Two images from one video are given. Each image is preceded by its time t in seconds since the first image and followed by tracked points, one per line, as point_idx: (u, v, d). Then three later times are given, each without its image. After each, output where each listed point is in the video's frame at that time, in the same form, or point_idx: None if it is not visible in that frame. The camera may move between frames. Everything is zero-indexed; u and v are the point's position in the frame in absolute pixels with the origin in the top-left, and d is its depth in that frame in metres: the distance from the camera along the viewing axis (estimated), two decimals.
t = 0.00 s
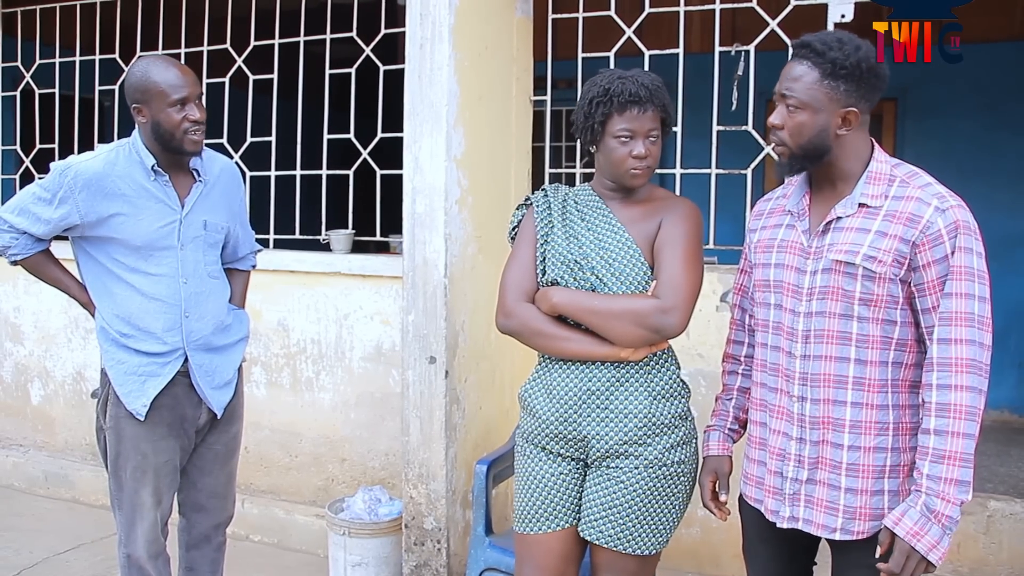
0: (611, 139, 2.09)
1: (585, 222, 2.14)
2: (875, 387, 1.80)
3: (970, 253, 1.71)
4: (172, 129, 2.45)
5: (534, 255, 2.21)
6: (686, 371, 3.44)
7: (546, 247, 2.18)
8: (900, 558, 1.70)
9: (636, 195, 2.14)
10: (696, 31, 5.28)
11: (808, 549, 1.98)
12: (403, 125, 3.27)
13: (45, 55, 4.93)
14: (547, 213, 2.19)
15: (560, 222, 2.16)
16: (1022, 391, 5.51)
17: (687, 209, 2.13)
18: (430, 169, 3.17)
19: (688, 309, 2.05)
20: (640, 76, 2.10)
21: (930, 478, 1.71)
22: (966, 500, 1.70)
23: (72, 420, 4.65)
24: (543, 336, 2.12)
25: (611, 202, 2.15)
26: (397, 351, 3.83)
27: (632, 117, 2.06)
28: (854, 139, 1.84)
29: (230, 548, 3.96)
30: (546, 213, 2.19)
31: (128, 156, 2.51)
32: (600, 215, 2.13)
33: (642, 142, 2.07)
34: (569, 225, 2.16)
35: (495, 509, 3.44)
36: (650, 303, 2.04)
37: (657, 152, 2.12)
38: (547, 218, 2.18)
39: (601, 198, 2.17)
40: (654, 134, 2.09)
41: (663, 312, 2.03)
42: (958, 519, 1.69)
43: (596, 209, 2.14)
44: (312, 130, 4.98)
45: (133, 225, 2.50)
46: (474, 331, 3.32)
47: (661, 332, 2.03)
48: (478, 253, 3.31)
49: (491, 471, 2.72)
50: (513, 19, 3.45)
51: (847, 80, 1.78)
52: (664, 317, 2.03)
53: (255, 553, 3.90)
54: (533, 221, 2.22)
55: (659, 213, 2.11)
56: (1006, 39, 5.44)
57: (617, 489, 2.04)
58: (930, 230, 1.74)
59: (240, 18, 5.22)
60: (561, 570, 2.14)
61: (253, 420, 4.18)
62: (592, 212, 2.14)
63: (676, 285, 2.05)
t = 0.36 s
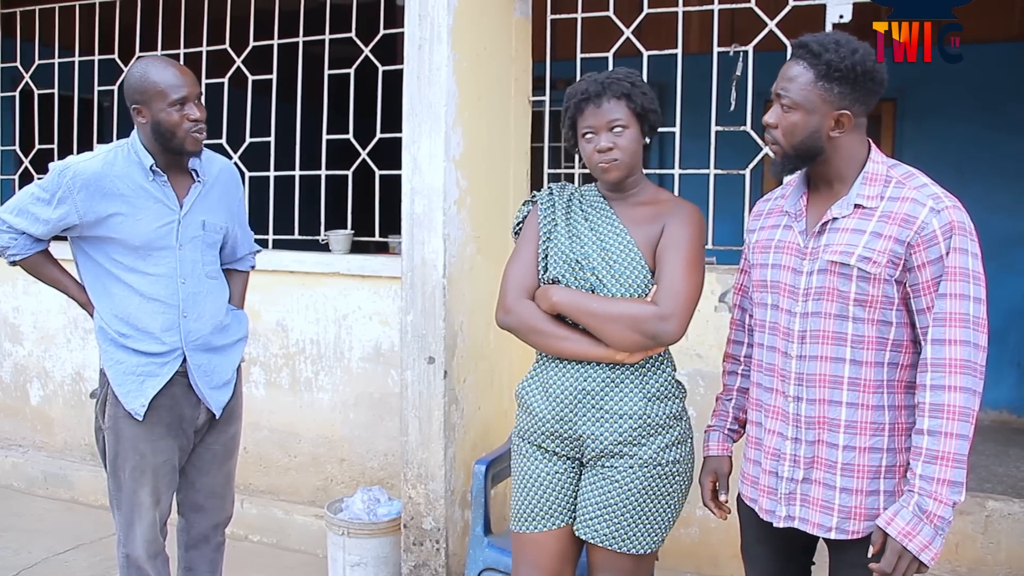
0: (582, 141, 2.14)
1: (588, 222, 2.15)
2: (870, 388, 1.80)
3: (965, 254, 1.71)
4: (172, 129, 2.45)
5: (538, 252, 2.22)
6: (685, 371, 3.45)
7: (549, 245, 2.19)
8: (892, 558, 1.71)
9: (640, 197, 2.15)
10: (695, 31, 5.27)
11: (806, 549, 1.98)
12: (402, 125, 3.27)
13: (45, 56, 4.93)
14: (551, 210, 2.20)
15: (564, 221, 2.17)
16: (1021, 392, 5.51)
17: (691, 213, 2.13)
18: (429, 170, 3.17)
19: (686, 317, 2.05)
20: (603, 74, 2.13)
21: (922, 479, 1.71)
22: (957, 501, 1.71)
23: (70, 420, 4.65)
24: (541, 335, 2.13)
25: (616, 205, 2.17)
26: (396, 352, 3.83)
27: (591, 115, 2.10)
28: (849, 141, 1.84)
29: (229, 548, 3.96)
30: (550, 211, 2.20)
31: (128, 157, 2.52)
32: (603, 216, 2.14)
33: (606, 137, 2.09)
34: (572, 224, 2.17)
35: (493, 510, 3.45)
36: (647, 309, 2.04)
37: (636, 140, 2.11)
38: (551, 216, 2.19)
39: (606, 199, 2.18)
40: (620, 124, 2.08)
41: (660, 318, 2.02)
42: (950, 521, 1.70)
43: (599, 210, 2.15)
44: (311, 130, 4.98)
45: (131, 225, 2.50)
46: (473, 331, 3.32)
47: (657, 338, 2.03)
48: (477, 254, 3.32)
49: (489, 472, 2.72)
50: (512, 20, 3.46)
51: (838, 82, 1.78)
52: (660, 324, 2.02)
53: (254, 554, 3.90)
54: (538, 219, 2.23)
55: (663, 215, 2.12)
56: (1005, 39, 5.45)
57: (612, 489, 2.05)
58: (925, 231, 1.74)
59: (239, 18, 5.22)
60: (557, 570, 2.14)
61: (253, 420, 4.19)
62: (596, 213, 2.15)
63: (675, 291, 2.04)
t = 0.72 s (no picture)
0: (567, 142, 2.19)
1: (590, 222, 2.15)
2: (868, 388, 1.80)
3: (962, 254, 1.71)
4: (172, 129, 2.45)
5: (540, 250, 2.23)
6: (683, 372, 3.45)
7: (550, 243, 2.20)
8: (890, 558, 1.71)
9: (641, 198, 2.15)
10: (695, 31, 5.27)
11: (805, 548, 1.98)
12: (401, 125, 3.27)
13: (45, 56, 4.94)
14: (554, 209, 2.21)
15: (566, 220, 2.18)
16: (1020, 391, 5.51)
17: (690, 215, 2.11)
18: (428, 170, 3.18)
19: (680, 324, 2.04)
20: (578, 79, 2.15)
21: (920, 479, 1.72)
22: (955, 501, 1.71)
23: (70, 421, 4.65)
24: (538, 332, 2.14)
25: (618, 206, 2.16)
26: (395, 352, 3.83)
27: (565, 121, 2.13)
28: (846, 141, 1.85)
29: (228, 548, 3.96)
30: (554, 209, 2.21)
31: (127, 158, 2.52)
32: (604, 216, 2.14)
33: (572, 143, 2.12)
34: (574, 223, 2.17)
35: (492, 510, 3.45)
36: (641, 313, 2.03)
37: (606, 142, 2.09)
38: (554, 213, 2.20)
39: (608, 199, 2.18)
40: (585, 131, 2.09)
41: (652, 323, 2.01)
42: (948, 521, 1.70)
43: (601, 210, 2.15)
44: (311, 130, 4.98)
45: (131, 226, 2.50)
46: (472, 332, 3.33)
47: (649, 343, 2.02)
48: (476, 254, 3.32)
49: (488, 472, 2.73)
50: (511, 21, 3.46)
51: (835, 83, 1.79)
52: (652, 329, 2.01)
53: (254, 554, 3.90)
54: (542, 216, 2.24)
55: (663, 217, 2.10)
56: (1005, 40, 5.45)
57: (606, 488, 2.05)
58: (923, 231, 1.74)
59: (239, 19, 5.22)
60: (553, 569, 2.15)
61: (252, 420, 4.19)
62: (597, 212, 2.15)
63: (669, 295, 2.03)
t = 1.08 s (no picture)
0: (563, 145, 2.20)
1: (587, 224, 2.16)
2: (865, 388, 1.81)
3: (959, 255, 1.72)
4: (172, 130, 2.46)
5: (538, 252, 2.24)
6: (681, 372, 3.45)
7: (548, 245, 2.21)
8: (885, 556, 1.72)
9: (638, 198, 2.15)
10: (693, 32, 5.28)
11: (802, 547, 1.99)
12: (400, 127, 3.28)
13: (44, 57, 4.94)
14: (552, 211, 2.22)
15: (563, 222, 2.18)
16: (1019, 392, 5.52)
17: (687, 215, 2.11)
18: (426, 171, 3.18)
19: (674, 325, 2.03)
20: (571, 82, 2.16)
21: (915, 479, 1.72)
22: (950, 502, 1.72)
23: (70, 421, 4.66)
24: (536, 333, 2.16)
25: (616, 207, 2.17)
26: (394, 353, 3.84)
27: (559, 124, 2.15)
28: (844, 142, 1.85)
29: (227, 549, 3.97)
30: (551, 212, 2.22)
31: (126, 159, 2.52)
32: (601, 218, 2.15)
33: (567, 146, 2.12)
34: (571, 225, 2.18)
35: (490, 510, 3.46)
36: (636, 314, 2.03)
37: (600, 143, 2.10)
38: (552, 216, 2.21)
39: (607, 200, 2.18)
40: (578, 134, 2.10)
41: (646, 324, 2.02)
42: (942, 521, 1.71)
43: (598, 212, 2.16)
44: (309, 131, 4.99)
45: (130, 227, 2.51)
46: (470, 333, 3.33)
47: (643, 344, 2.02)
48: (474, 255, 3.33)
49: (486, 472, 2.74)
50: (509, 22, 3.47)
51: (834, 84, 1.79)
52: (647, 330, 2.01)
53: (253, 554, 3.91)
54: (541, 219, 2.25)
55: (659, 218, 2.10)
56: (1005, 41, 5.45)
57: (602, 487, 2.06)
58: (920, 232, 1.75)
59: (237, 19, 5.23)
60: (551, 568, 2.15)
61: (251, 420, 4.20)
62: (595, 214, 2.16)
63: (666, 296, 2.03)
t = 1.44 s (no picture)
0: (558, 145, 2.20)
1: (583, 225, 2.16)
2: (861, 387, 1.81)
3: (955, 255, 1.72)
4: (172, 120, 2.46)
5: (535, 254, 2.24)
6: (678, 372, 3.46)
7: (545, 246, 2.21)
8: (881, 555, 1.72)
9: (634, 199, 2.16)
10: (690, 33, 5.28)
11: (798, 547, 1.99)
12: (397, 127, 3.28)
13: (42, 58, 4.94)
14: (548, 213, 2.22)
15: (560, 223, 2.18)
16: (1017, 392, 5.52)
17: (684, 215, 2.11)
18: (424, 171, 3.18)
19: (672, 324, 2.04)
20: (566, 83, 2.16)
21: (910, 478, 1.73)
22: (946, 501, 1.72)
23: (67, 422, 4.66)
24: (533, 335, 2.16)
25: (612, 207, 2.17)
26: (392, 353, 3.84)
27: (553, 125, 2.15)
28: (840, 143, 1.85)
29: (225, 549, 3.97)
30: (547, 213, 2.22)
31: (125, 158, 2.53)
32: (597, 219, 2.15)
33: (561, 147, 2.13)
34: (567, 227, 2.18)
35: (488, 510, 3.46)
36: (633, 314, 2.04)
37: (594, 145, 2.10)
38: (548, 218, 2.21)
39: (603, 201, 2.19)
40: (571, 135, 2.10)
41: (644, 324, 2.02)
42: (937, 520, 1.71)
43: (594, 213, 2.16)
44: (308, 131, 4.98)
45: (129, 226, 2.51)
46: (467, 333, 3.34)
47: (641, 343, 2.03)
48: (471, 255, 3.33)
49: (483, 473, 2.74)
50: (507, 22, 3.48)
51: (830, 84, 1.80)
52: (644, 329, 2.02)
53: (251, 554, 3.91)
54: (536, 223, 2.25)
55: (655, 218, 2.11)
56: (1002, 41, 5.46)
57: (601, 487, 2.06)
58: (915, 232, 1.75)
59: (235, 20, 5.23)
60: (549, 568, 2.16)
61: (249, 421, 4.20)
62: (591, 215, 2.16)
63: (663, 295, 2.03)
